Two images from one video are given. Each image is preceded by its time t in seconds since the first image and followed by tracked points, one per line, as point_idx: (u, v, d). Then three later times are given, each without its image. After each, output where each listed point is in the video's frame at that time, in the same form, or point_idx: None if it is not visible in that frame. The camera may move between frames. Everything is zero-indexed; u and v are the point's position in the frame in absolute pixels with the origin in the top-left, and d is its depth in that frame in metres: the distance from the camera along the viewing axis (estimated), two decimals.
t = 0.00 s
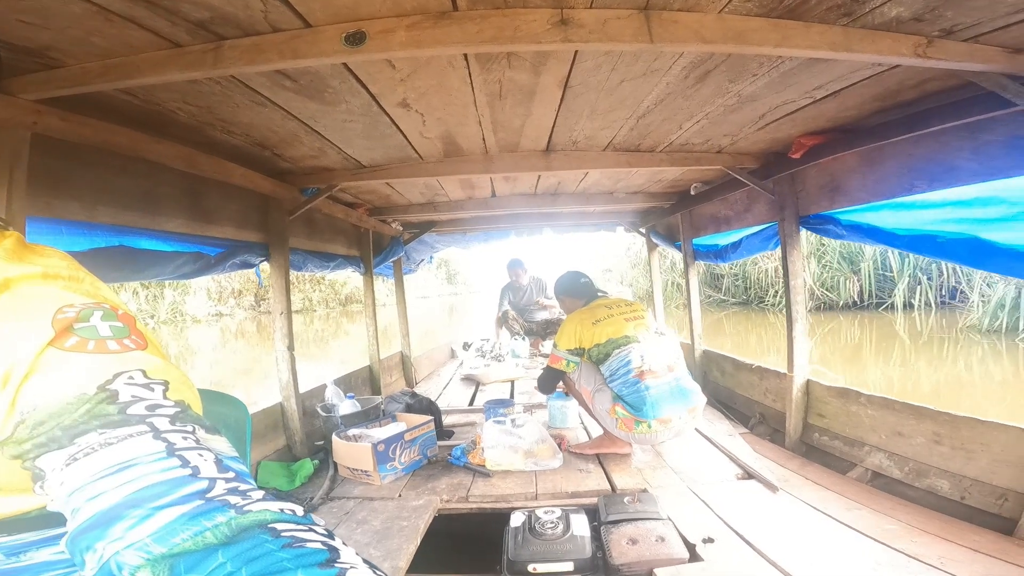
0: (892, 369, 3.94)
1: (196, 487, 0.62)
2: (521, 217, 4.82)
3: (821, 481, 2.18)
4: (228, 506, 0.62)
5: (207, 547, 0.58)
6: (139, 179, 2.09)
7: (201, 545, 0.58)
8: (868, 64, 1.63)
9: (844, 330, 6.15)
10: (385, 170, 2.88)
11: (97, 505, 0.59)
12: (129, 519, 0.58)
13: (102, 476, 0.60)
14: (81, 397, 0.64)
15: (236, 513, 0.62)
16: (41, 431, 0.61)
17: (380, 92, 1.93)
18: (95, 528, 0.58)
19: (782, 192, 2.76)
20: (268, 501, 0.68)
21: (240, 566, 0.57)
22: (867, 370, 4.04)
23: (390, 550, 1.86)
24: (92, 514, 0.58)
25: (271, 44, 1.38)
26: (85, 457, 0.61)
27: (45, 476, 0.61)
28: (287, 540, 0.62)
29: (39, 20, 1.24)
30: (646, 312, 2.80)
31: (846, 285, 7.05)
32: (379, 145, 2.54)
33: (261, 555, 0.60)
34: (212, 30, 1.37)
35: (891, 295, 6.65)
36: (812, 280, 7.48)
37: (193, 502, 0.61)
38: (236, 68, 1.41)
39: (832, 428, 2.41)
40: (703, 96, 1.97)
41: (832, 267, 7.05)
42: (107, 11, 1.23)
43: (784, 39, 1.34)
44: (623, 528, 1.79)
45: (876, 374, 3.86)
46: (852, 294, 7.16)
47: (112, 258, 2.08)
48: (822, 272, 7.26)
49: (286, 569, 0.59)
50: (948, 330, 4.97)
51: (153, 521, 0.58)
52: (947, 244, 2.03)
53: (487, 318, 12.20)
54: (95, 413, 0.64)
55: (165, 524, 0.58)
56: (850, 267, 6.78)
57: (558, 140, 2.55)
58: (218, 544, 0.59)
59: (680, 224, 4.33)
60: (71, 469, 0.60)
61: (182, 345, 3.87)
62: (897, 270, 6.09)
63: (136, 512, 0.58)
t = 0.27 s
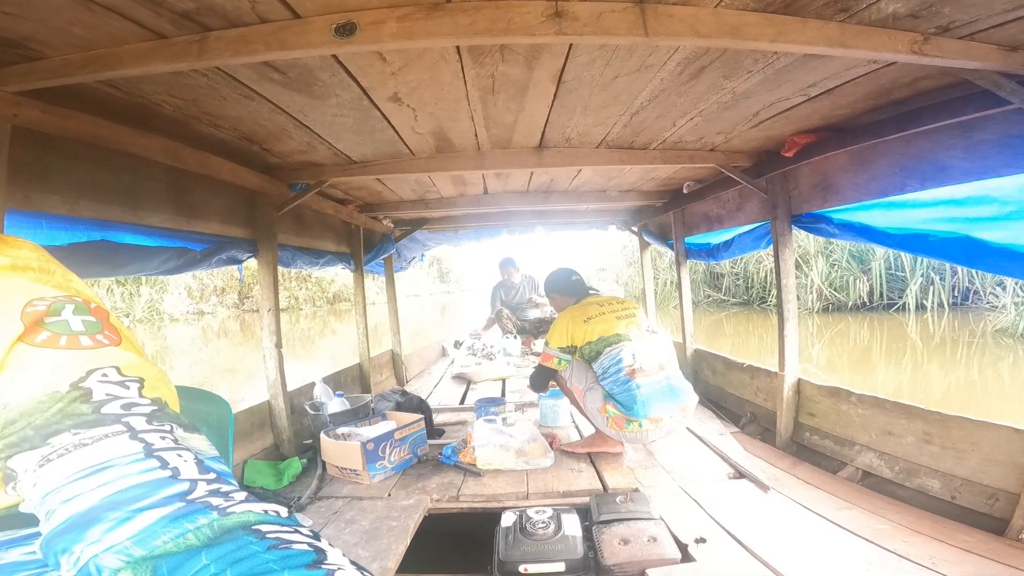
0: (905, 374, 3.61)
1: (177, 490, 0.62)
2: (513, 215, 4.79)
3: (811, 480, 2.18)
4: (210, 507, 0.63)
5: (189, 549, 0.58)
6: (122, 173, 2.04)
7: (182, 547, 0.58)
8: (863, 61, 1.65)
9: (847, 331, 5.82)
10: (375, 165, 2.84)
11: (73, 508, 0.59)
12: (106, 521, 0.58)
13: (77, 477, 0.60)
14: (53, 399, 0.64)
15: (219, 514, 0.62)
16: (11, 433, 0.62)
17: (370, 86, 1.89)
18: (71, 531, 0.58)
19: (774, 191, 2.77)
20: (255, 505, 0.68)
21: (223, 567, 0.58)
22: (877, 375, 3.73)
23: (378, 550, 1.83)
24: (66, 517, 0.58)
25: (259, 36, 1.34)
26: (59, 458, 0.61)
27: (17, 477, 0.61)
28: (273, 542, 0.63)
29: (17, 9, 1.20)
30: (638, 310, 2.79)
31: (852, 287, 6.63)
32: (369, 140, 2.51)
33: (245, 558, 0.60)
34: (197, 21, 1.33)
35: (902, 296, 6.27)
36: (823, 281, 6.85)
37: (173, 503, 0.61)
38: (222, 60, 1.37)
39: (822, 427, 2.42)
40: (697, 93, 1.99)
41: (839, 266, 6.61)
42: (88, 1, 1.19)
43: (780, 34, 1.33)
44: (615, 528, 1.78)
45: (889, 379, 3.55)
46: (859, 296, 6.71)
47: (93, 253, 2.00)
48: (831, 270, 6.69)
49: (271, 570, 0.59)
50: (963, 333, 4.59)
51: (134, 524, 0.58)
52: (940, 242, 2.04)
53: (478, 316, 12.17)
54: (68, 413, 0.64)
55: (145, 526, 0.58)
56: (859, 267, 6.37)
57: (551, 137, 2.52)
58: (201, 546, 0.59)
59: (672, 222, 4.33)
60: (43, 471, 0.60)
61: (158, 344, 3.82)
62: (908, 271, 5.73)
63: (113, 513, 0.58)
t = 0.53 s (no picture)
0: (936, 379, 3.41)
1: (150, 498, 0.62)
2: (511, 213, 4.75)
3: (812, 481, 2.15)
4: (186, 514, 0.63)
5: (164, 556, 0.58)
6: (110, 167, 2.00)
7: (156, 554, 0.58)
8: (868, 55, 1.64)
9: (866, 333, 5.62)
10: (370, 161, 2.80)
11: (40, 516, 0.57)
12: (76, 531, 0.57)
13: (44, 484, 0.58)
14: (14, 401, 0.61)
15: (194, 522, 0.63)
16: None
17: (365, 79, 1.86)
18: (36, 541, 0.56)
19: (774, 188, 2.74)
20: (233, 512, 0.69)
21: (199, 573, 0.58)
22: (903, 379, 3.52)
23: (371, 552, 1.79)
24: (32, 526, 0.56)
25: (248, 25, 1.31)
26: (22, 465, 0.58)
27: None
28: (250, 550, 0.64)
29: None
30: (635, 309, 2.76)
31: (872, 287, 6.45)
32: (364, 136, 2.47)
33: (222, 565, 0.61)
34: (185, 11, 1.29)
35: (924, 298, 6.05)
36: (841, 281, 6.70)
37: (148, 511, 0.61)
38: (211, 51, 1.33)
39: (822, 428, 2.39)
40: (697, 88, 1.97)
41: (860, 267, 6.45)
42: None
43: (784, 25, 1.30)
44: (612, 530, 1.75)
45: (913, 384, 3.34)
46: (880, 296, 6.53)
47: (79, 248, 1.95)
48: (850, 270, 6.54)
49: None
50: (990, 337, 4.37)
51: (107, 532, 0.58)
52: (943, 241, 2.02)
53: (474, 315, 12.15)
54: (31, 416, 0.61)
55: (118, 534, 0.58)
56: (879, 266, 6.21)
57: (548, 133, 2.49)
58: (176, 553, 0.60)
59: (670, 221, 4.30)
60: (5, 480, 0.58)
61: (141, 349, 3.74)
62: (931, 271, 5.56)
63: (83, 522, 0.58)
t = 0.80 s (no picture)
0: (966, 386, 3.19)
1: (124, 502, 0.63)
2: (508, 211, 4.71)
3: (812, 482, 2.12)
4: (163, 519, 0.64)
5: (138, 558, 0.58)
6: (96, 160, 1.96)
7: (131, 556, 0.58)
8: (872, 48, 1.62)
9: (888, 335, 5.38)
10: (365, 156, 2.76)
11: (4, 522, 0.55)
12: (48, 535, 0.56)
13: (11, 487, 0.58)
14: None
15: (170, 525, 0.64)
16: None
17: (357, 71, 1.81)
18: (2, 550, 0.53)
19: (774, 184, 2.72)
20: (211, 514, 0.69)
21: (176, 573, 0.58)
22: (932, 386, 3.31)
23: (362, 554, 1.75)
24: None
25: (235, 13, 1.27)
26: None
27: None
28: (227, 552, 0.64)
29: None
30: (632, 308, 2.71)
31: (894, 287, 6.24)
32: (358, 130, 2.43)
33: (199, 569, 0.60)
34: None
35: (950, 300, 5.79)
36: (861, 281, 6.49)
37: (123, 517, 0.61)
38: (196, 39, 1.29)
39: (822, 428, 2.36)
40: (696, 82, 1.94)
41: (881, 266, 6.24)
42: None
43: (790, 14, 1.26)
44: (610, 532, 1.71)
45: (939, 392, 3.16)
46: (901, 297, 6.32)
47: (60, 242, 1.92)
48: (871, 269, 6.33)
49: None
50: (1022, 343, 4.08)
51: (82, 536, 0.57)
52: (948, 238, 2.01)
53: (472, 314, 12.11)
54: None
55: (91, 539, 0.57)
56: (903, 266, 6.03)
57: (546, 128, 2.46)
58: (151, 556, 0.59)
59: (669, 219, 4.27)
60: None
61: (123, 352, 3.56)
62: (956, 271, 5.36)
63: (53, 529, 0.57)
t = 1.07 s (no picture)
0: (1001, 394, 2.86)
1: (100, 499, 0.65)
2: (505, 207, 4.66)
3: (814, 482, 2.10)
4: (140, 514, 0.67)
5: (115, 554, 0.61)
6: (83, 152, 1.91)
7: (107, 552, 0.61)
8: (878, 39, 1.59)
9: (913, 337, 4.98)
10: (361, 150, 2.71)
11: None
12: (21, 535, 0.59)
13: None
14: None
15: (146, 520, 0.67)
16: None
17: (352, 60, 1.77)
18: None
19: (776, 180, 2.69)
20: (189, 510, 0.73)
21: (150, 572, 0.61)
22: (962, 392, 3.00)
23: (355, 555, 1.71)
24: None
25: None
26: None
27: None
28: (205, 548, 0.67)
29: None
30: (630, 304, 2.68)
31: (919, 287, 5.72)
32: (352, 123, 2.38)
33: (177, 564, 0.63)
34: None
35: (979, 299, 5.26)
36: (883, 280, 5.97)
37: (98, 513, 0.64)
38: (184, 25, 1.25)
39: (823, 427, 2.33)
40: (699, 74, 1.90)
41: (906, 265, 5.70)
42: None
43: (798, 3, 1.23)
44: (609, 533, 1.67)
45: (966, 399, 2.87)
46: (926, 298, 5.79)
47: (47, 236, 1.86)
48: (894, 268, 5.80)
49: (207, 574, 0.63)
50: None
51: (58, 534, 0.60)
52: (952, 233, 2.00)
53: (468, 312, 12.06)
54: None
55: (67, 537, 0.60)
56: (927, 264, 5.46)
57: (545, 121, 2.41)
58: (129, 552, 0.62)
59: (667, 215, 4.23)
60: None
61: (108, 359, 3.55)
62: (987, 269, 4.82)
63: (26, 527, 0.60)
